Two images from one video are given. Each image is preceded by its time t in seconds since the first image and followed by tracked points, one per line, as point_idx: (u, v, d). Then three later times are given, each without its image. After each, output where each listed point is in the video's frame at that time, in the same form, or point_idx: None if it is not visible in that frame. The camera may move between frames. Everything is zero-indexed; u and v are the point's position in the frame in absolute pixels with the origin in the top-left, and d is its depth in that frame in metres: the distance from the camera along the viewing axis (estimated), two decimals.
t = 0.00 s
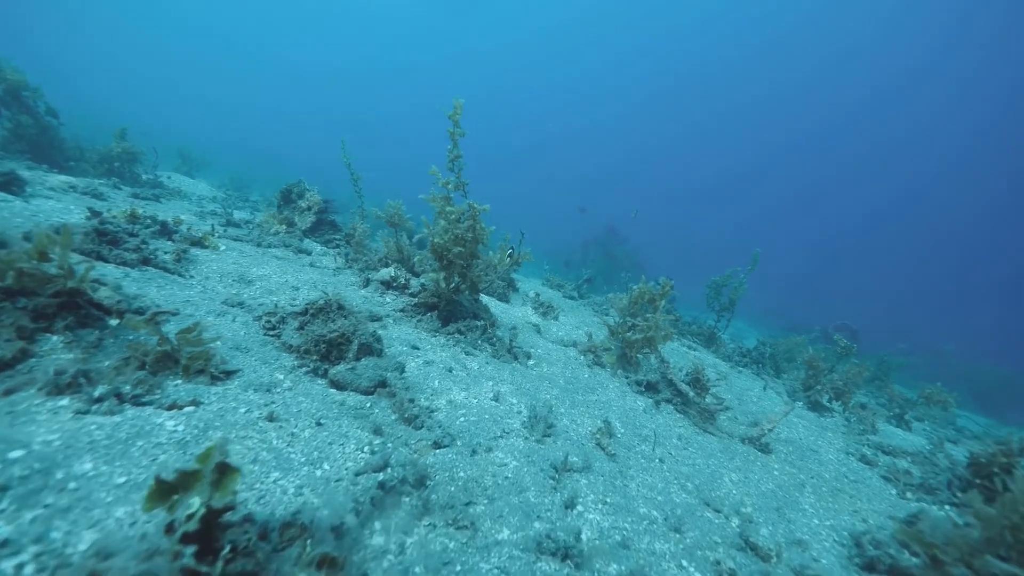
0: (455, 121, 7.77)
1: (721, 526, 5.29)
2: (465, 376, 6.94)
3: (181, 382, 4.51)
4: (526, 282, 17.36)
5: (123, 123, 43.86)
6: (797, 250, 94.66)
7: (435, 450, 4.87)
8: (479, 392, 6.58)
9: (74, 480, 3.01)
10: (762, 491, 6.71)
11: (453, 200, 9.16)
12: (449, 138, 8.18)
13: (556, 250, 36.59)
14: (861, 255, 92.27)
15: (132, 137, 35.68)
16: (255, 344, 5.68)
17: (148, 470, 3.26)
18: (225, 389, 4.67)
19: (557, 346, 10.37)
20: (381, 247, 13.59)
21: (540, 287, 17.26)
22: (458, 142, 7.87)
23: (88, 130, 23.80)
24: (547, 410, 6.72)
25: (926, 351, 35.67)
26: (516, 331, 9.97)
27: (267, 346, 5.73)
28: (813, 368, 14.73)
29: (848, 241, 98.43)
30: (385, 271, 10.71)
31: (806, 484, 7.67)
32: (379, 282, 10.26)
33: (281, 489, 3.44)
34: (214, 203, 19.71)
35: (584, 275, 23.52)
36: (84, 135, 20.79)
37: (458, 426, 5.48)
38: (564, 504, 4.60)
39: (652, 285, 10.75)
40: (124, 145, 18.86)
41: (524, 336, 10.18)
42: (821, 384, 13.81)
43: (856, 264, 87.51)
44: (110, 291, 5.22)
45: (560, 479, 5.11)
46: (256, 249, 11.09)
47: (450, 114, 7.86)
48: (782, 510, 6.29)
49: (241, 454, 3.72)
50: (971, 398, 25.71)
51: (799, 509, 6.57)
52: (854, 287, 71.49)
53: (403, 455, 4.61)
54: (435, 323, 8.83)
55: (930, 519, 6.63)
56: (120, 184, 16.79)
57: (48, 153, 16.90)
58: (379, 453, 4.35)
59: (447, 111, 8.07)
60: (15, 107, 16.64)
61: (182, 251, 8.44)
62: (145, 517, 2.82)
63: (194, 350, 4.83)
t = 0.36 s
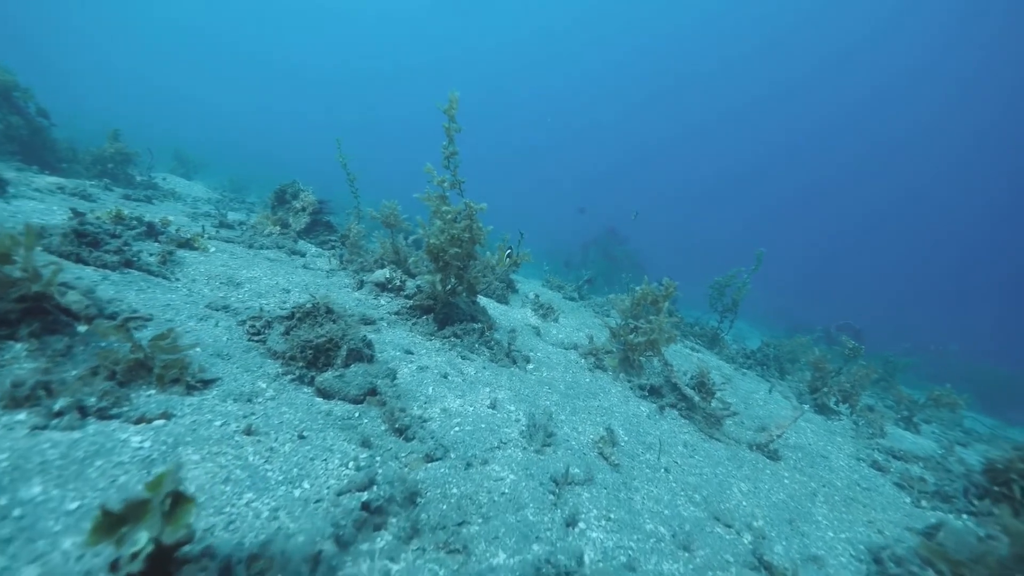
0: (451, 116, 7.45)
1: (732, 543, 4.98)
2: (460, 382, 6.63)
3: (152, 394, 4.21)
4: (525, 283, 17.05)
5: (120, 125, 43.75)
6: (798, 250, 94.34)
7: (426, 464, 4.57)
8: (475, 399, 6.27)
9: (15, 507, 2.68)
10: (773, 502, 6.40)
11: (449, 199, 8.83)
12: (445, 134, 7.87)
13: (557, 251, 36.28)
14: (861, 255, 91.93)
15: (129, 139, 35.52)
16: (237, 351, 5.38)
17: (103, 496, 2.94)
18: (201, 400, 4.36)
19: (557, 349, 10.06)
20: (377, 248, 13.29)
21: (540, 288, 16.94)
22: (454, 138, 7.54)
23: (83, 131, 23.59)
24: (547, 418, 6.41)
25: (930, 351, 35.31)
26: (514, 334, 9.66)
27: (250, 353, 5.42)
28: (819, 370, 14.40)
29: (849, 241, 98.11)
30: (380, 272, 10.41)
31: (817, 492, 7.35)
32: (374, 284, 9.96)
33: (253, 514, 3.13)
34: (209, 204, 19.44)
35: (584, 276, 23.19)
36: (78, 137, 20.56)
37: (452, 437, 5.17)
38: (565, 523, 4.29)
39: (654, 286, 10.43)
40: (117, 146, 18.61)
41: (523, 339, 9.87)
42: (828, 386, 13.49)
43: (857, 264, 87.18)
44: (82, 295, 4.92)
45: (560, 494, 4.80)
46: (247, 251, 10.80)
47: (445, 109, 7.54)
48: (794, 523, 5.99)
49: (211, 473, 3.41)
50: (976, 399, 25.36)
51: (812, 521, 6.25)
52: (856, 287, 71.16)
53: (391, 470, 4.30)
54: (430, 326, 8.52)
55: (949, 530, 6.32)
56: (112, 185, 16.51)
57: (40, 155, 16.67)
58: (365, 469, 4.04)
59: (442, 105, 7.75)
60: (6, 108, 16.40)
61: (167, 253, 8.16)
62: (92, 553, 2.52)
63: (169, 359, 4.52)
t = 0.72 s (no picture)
0: (446, 110, 7.15)
1: (746, 561, 4.68)
2: (457, 387, 6.33)
3: (123, 405, 3.91)
4: (525, 284, 16.76)
5: (117, 126, 43.49)
6: (799, 250, 94.00)
7: (419, 478, 4.27)
8: (472, 406, 5.96)
9: None
10: (786, 513, 6.09)
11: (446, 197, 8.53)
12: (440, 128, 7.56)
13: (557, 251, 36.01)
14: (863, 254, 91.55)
15: (126, 140, 35.30)
16: (219, 358, 5.07)
17: (52, 523, 2.65)
18: (176, 411, 4.06)
19: (558, 352, 9.75)
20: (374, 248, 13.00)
21: (540, 289, 16.65)
22: (450, 132, 7.24)
23: (78, 132, 23.34)
24: (547, 425, 6.10)
25: (934, 352, 34.98)
26: (514, 336, 9.35)
27: (234, 359, 5.12)
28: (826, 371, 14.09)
29: (849, 241, 97.78)
30: (376, 273, 10.11)
31: (831, 501, 7.04)
32: (369, 285, 9.67)
33: (223, 541, 2.84)
34: (204, 205, 19.16)
35: (585, 276, 22.91)
36: (72, 137, 20.31)
37: (448, 447, 4.87)
38: (567, 542, 3.99)
39: (658, 287, 10.11)
40: (110, 146, 18.35)
41: (523, 341, 9.57)
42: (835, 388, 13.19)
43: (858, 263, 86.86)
44: (53, 299, 4.62)
45: (562, 508, 4.50)
46: (239, 252, 10.50)
47: (441, 102, 7.23)
48: (809, 536, 5.67)
49: (180, 494, 3.12)
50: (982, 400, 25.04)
51: (828, 533, 5.94)
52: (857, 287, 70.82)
53: (380, 486, 4.00)
54: (426, 329, 8.22)
55: (972, 542, 6.02)
56: (104, 185, 16.24)
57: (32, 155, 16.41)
58: (351, 487, 3.74)
59: (437, 99, 7.45)
60: None
61: (153, 255, 7.87)
62: None
63: (143, 367, 4.23)
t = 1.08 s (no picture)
0: (443, 103, 6.86)
1: None
2: (454, 393, 6.05)
3: (92, 417, 3.63)
4: (526, 284, 16.47)
5: (117, 127, 43.30)
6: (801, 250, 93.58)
7: (411, 493, 3.99)
8: (470, 413, 5.67)
9: None
10: (800, 525, 5.79)
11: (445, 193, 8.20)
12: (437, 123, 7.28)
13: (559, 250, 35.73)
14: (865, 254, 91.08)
15: (126, 140, 35.16)
16: (201, 363, 4.79)
17: None
18: (150, 421, 3.78)
19: (560, 354, 9.47)
20: (371, 247, 12.72)
21: (541, 289, 16.36)
22: (447, 126, 6.95)
23: (75, 132, 23.12)
24: (549, 433, 5.81)
25: (939, 352, 34.61)
26: (514, 338, 9.07)
27: (217, 364, 4.85)
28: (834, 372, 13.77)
29: (852, 240, 97.36)
30: (372, 273, 9.83)
31: (845, 510, 6.75)
32: (364, 286, 9.39)
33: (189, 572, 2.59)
34: (201, 205, 18.91)
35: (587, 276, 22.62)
36: (67, 137, 20.08)
37: (443, 458, 4.58)
38: (570, 564, 3.71)
39: (663, 286, 9.80)
40: (106, 146, 18.10)
41: (523, 343, 9.29)
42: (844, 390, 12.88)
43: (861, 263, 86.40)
44: (23, 302, 4.35)
45: (566, 524, 4.22)
46: (232, 252, 10.24)
47: (437, 95, 6.94)
48: (826, 550, 5.40)
49: (146, 517, 2.86)
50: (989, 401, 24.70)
51: (845, 545, 5.66)
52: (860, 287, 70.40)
53: (369, 503, 3.73)
54: (423, 331, 7.94)
55: (999, 554, 5.72)
56: (99, 185, 15.99)
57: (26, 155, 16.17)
58: (337, 505, 3.47)
59: (433, 91, 7.16)
60: None
61: (141, 255, 7.61)
62: None
63: (116, 375, 3.94)
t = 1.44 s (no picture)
0: (439, 98, 6.64)
1: None
2: (452, 398, 5.82)
3: (64, 427, 3.39)
4: (526, 285, 16.24)
5: (117, 129, 43.25)
6: (803, 251, 93.23)
7: (405, 507, 3.75)
8: (467, 420, 5.43)
9: None
10: (813, 539, 5.55)
11: (442, 193, 8.00)
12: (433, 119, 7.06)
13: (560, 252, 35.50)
14: (868, 255, 90.77)
15: (126, 142, 35.09)
16: (185, 369, 4.56)
17: None
18: (126, 432, 3.54)
19: (562, 357, 9.24)
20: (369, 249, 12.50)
21: (542, 291, 16.14)
22: (443, 122, 6.73)
23: (73, 133, 22.98)
24: (550, 441, 5.58)
25: (944, 353, 34.31)
26: (514, 341, 8.83)
27: (202, 370, 4.62)
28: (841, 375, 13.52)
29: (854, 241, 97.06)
30: (369, 275, 9.61)
31: (858, 520, 6.49)
32: (361, 287, 9.17)
33: None
34: (199, 206, 18.72)
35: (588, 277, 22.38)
36: (65, 139, 19.95)
37: (439, 469, 4.36)
38: None
39: (667, 288, 9.56)
40: (103, 147, 17.94)
41: (524, 346, 9.06)
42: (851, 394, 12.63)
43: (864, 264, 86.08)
44: None
45: (569, 541, 4.00)
46: (227, 254, 10.02)
47: (434, 90, 6.73)
48: (842, 565, 5.17)
49: (113, 538, 2.63)
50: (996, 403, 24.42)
51: (861, 560, 5.42)
52: (863, 288, 70.05)
53: (359, 519, 3.50)
54: (421, 334, 7.72)
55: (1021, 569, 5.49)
56: (95, 186, 15.82)
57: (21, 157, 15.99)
58: (323, 523, 3.24)
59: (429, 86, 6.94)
60: None
61: (131, 256, 7.40)
62: None
63: (92, 381, 3.70)
